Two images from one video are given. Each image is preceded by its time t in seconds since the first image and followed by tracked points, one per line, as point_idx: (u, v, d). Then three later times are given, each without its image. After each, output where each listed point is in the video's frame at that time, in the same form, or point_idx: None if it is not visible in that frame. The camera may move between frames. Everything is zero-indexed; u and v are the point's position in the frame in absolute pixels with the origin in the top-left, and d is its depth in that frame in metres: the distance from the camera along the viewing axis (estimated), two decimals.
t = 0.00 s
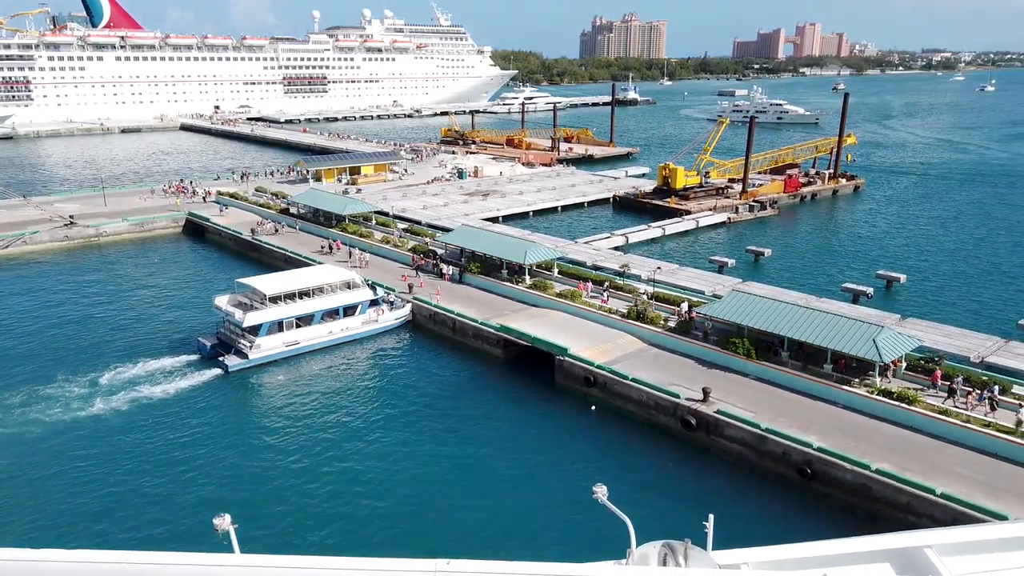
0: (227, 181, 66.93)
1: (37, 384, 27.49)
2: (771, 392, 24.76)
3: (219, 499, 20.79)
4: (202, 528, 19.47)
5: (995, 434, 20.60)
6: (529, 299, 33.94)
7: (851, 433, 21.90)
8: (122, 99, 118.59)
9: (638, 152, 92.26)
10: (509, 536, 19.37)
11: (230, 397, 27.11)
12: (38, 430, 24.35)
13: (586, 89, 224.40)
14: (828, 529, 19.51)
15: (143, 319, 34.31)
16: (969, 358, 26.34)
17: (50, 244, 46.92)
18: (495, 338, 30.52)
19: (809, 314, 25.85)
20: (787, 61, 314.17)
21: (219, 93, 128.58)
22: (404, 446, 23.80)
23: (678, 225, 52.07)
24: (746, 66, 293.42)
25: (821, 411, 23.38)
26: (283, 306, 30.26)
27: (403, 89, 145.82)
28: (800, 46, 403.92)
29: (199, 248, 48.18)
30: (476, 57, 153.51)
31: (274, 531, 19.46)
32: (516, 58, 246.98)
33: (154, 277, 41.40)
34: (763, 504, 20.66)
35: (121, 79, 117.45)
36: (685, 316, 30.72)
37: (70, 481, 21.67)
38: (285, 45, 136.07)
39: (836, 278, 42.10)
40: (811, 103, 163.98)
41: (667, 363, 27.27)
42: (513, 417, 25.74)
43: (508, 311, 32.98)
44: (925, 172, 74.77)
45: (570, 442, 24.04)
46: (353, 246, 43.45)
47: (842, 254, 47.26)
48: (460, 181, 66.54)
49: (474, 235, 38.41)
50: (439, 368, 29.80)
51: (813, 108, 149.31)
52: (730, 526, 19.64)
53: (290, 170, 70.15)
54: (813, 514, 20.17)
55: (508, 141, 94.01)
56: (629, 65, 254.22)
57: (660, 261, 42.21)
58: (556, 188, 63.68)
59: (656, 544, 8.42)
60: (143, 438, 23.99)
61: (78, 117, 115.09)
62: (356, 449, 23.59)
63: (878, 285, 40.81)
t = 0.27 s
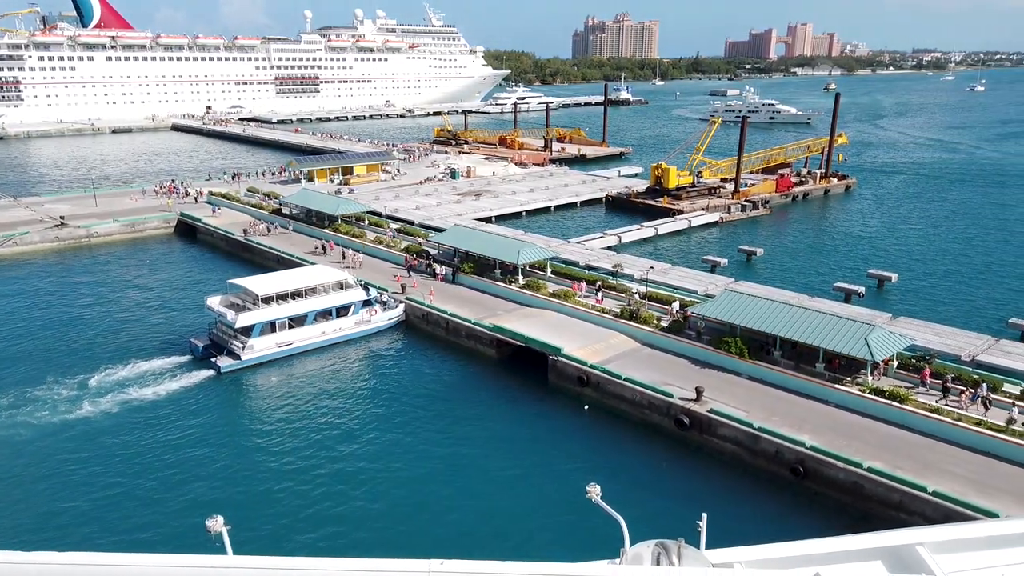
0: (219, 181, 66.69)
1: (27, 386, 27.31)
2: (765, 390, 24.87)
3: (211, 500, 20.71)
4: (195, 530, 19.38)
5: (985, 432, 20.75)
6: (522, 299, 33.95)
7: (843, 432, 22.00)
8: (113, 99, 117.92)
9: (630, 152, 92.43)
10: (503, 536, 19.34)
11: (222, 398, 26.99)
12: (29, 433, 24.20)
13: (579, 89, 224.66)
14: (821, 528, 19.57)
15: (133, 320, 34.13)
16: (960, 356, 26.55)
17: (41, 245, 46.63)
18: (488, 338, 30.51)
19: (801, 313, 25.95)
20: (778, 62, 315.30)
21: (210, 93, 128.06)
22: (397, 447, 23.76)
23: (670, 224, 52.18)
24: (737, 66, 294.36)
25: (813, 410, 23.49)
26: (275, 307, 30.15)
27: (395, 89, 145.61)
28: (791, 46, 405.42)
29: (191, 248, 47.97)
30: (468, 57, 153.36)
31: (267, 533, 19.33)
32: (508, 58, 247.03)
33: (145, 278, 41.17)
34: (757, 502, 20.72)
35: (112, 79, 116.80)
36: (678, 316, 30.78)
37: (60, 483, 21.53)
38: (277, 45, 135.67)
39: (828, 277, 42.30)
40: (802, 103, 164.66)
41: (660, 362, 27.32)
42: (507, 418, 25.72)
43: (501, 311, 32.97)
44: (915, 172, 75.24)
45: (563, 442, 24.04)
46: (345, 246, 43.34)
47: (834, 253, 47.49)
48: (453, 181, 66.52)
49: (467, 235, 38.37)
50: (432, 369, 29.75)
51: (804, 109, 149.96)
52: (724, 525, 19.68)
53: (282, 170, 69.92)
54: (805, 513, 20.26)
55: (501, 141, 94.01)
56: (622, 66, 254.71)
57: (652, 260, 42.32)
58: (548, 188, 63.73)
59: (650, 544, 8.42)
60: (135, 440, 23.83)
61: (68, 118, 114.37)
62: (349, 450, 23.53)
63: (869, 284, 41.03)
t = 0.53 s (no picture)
0: (210, 182, 66.42)
1: (18, 387, 27.14)
2: (758, 389, 24.96)
3: (203, 502, 20.61)
4: (187, 531, 19.28)
5: (976, 430, 20.89)
6: (515, 299, 33.94)
7: (835, 431, 22.11)
8: (103, 99, 117.25)
9: (623, 152, 92.55)
10: (497, 536, 19.33)
11: (214, 399, 26.87)
12: (19, 435, 24.02)
13: (571, 89, 224.79)
14: (813, 526, 19.66)
15: (125, 320, 33.94)
16: (951, 355, 26.71)
17: (31, 246, 46.32)
18: (481, 338, 30.48)
19: (793, 312, 26.05)
20: (770, 61, 316.30)
21: (202, 93, 127.48)
22: (391, 447, 23.71)
23: (663, 224, 52.28)
24: (729, 66, 295.15)
25: (806, 409, 23.58)
26: (268, 308, 30.05)
27: (388, 89, 145.32)
28: (783, 46, 406.86)
29: (183, 249, 47.76)
30: (461, 57, 153.09)
31: (260, 535, 19.25)
32: (501, 58, 246.94)
33: (137, 279, 40.97)
34: (749, 501, 20.79)
35: (103, 79, 116.13)
36: (670, 315, 30.83)
37: (51, 486, 21.39)
38: (268, 45, 135.22)
39: (820, 276, 42.48)
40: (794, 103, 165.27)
41: (653, 362, 27.37)
42: (501, 418, 25.70)
43: (494, 311, 32.94)
44: (906, 172, 75.66)
45: (557, 442, 24.04)
46: (338, 247, 43.22)
47: (826, 252, 47.69)
48: (446, 181, 66.47)
49: (459, 235, 38.34)
50: (426, 369, 29.71)
51: (795, 109, 150.49)
52: (717, 524, 19.72)
53: (274, 171, 69.69)
54: (798, 511, 20.34)
55: (494, 141, 93.97)
56: (614, 66, 255.11)
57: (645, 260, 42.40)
58: (541, 188, 63.74)
59: (644, 543, 8.43)
60: (127, 442, 23.70)
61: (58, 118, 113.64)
62: (342, 451, 23.44)
63: (861, 283, 41.23)
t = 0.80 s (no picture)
0: (202, 182, 66.14)
1: (8, 389, 26.94)
2: (750, 388, 25.05)
3: (196, 504, 20.51)
4: (180, 533, 19.18)
5: (966, 427, 21.03)
6: (508, 299, 33.92)
7: (827, 429, 22.21)
8: (94, 100, 116.60)
9: (616, 152, 92.73)
10: (491, 537, 19.31)
11: (206, 401, 26.73)
12: (10, 437, 23.85)
13: (564, 89, 224.99)
14: (806, 524, 19.74)
15: (116, 322, 33.75)
16: (942, 353, 26.89)
17: (21, 247, 46.00)
18: (474, 338, 30.44)
19: (785, 311, 26.15)
20: (762, 61, 317.49)
21: (193, 93, 126.92)
22: (385, 448, 23.65)
23: (655, 224, 52.39)
24: (721, 66, 295.95)
25: (798, 408, 23.67)
26: (261, 308, 29.94)
27: (380, 89, 145.04)
28: (775, 47, 408.45)
29: (175, 250, 47.55)
30: (453, 57, 152.79)
31: (253, 537, 19.16)
32: (493, 58, 246.91)
33: (128, 280, 40.74)
34: (742, 500, 20.85)
35: (93, 79, 115.47)
36: (663, 315, 30.89)
37: (42, 488, 21.24)
38: (260, 45, 134.76)
39: (812, 275, 42.66)
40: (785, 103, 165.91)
41: (647, 361, 27.41)
42: (494, 418, 25.68)
43: (488, 311, 32.93)
44: (897, 171, 76.09)
45: (550, 442, 24.03)
46: (331, 247, 43.10)
47: (818, 252, 47.88)
48: (438, 181, 66.43)
49: (452, 235, 38.30)
50: (419, 370, 29.67)
51: (787, 108, 151.08)
52: (710, 523, 19.76)
53: (266, 171, 69.44)
54: (790, 510, 20.41)
55: (486, 141, 93.95)
56: (607, 66, 255.48)
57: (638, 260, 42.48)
58: (534, 188, 63.76)
59: (638, 542, 8.43)
60: (118, 444, 23.55)
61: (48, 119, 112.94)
62: (335, 452, 23.37)
63: (853, 282, 41.44)
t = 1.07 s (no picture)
0: (194, 183, 65.84)
1: None
2: (743, 387, 25.12)
3: (188, 506, 20.40)
4: (173, 536, 19.07)
5: (957, 426, 21.14)
6: (502, 299, 33.91)
7: (819, 428, 22.30)
8: (85, 100, 115.88)
9: (608, 152, 92.89)
10: (485, 537, 19.29)
11: (198, 402, 26.60)
12: None
13: (556, 89, 225.20)
14: (798, 523, 19.81)
15: (108, 323, 33.54)
16: (934, 352, 27.05)
17: (11, 248, 45.65)
18: (468, 338, 30.41)
19: (777, 311, 26.24)
20: (753, 61, 318.68)
21: (185, 93, 126.32)
22: (379, 448, 23.60)
23: (648, 224, 52.51)
24: (713, 66, 296.83)
25: (791, 407, 23.74)
26: (253, 309, 29.82)
27: (372, 89, 144.78)
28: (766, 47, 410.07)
29: (167, 251, 47.29)
30: (446, 57, 152.65)
31: (247, 539, 19.08)
32: (486, 58, 246.84)
33: (119, 281, 40.49)
34: (735, 499, 20.92)
35: (84, 79, 114.76)
36: (656, 315, 30.95)
37: (32, 491, 21.07)
38: (252, 45, 134.28)
39: (804, 275, 42.84)
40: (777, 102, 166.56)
41: (640, 361, 27.46)
42: (488, 418, 25.65)
43: (481, 311, 32.90)
44: (888, 171, 76.49)
45: (544, 442, 24.03)
46: (323, 248, 42.98)
47: (810, 251, 48.09)
48: (431, 182, 66.37)
49: (445, 235, 38.26)
50: (413, 370, 29.61)
51: (778, 108, 151.62)
52: (703, 522, 19.81)
53: (258, 171, 69.18)
54: (783, 508, 20.47)
55: (479, 141, 93.90)
56: (599, 66, 255.80)
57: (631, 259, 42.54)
58: (527, 188, 63.78)
59: (633, 541, 8.43)
60: (110, 446, 23.40)
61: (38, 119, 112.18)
62: (328, 453, 23.30)
63: (844, 281, 41.64)
